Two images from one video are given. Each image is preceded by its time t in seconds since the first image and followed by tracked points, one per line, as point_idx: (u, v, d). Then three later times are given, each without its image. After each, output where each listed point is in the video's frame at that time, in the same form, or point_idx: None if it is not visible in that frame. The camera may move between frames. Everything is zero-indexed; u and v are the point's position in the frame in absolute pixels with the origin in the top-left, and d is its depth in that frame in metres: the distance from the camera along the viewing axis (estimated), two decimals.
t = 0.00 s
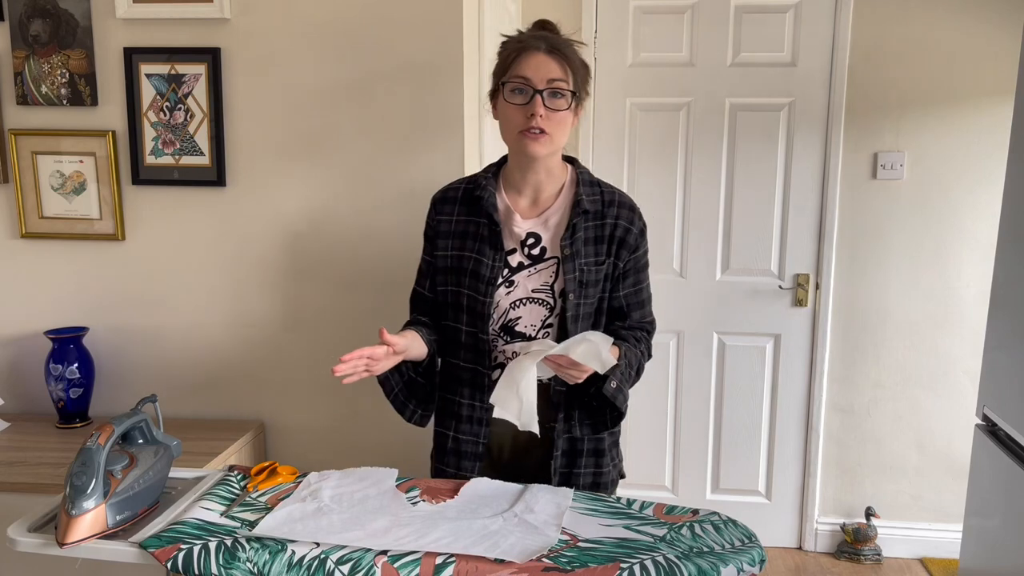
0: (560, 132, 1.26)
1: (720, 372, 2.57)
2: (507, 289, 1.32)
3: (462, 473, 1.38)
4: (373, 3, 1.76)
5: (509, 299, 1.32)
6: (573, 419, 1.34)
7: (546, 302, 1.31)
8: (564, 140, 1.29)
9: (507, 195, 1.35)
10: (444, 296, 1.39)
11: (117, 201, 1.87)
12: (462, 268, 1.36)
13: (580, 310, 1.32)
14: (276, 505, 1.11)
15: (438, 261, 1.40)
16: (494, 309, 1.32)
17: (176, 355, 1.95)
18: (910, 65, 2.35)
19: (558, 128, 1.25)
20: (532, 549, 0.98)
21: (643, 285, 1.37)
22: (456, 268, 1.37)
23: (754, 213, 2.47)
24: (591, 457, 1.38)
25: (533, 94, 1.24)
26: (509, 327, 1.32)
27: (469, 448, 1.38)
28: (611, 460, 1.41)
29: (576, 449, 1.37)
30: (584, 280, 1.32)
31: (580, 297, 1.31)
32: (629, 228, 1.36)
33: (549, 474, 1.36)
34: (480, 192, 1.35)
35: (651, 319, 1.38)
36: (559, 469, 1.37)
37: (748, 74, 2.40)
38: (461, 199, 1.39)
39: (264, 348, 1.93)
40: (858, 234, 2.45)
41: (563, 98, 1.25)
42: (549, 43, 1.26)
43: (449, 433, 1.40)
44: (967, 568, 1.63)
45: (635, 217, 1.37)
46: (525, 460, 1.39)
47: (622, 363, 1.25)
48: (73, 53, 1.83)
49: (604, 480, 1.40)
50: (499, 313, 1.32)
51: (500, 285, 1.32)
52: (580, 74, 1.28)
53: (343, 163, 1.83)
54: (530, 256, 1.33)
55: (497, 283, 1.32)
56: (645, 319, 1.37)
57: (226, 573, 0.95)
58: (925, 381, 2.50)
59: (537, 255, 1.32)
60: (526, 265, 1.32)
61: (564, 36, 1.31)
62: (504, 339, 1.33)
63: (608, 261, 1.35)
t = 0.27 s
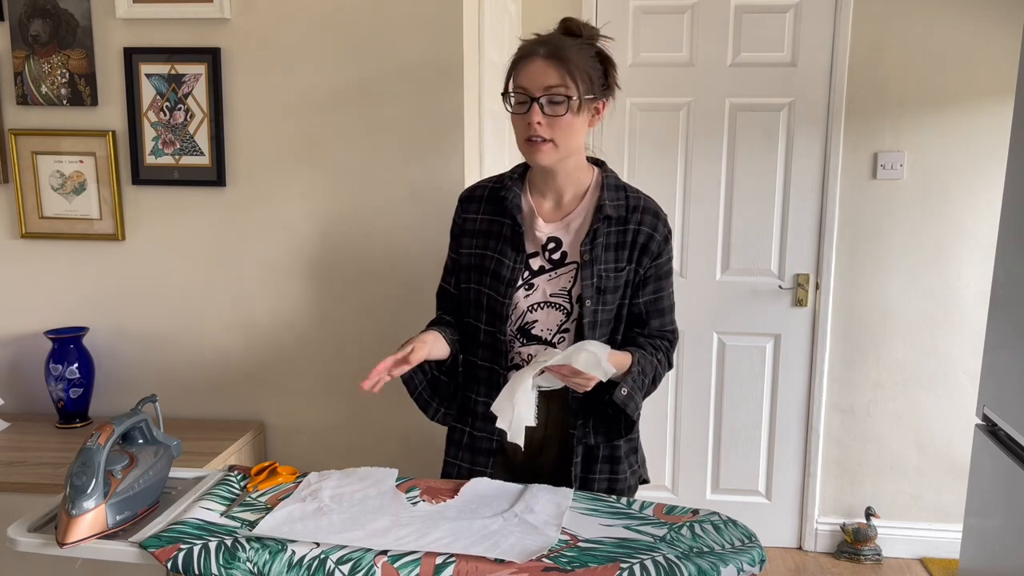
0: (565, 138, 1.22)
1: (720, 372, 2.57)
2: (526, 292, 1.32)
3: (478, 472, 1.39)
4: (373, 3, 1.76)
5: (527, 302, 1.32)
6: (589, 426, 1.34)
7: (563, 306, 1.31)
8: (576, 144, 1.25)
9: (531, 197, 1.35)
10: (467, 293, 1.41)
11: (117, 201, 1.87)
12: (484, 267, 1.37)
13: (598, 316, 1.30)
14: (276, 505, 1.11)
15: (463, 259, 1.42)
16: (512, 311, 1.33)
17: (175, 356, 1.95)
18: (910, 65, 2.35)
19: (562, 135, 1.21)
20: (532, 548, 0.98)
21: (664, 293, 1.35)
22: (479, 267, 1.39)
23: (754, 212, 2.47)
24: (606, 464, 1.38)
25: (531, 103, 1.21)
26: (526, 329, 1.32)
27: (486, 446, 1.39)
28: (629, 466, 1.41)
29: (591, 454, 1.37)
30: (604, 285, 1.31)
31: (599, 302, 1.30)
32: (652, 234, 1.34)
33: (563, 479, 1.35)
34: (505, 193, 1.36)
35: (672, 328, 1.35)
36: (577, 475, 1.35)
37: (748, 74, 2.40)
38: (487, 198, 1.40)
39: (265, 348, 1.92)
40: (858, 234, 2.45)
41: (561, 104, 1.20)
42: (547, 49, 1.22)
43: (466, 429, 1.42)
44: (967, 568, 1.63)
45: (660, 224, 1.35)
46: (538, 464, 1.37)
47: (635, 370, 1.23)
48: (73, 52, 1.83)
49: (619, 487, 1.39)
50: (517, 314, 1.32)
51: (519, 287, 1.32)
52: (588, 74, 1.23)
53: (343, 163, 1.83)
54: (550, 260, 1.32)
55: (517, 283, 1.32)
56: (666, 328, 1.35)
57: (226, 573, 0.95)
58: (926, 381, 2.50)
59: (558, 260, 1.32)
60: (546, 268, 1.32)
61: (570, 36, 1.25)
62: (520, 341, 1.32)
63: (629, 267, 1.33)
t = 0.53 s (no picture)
0: (546, 149, 1.23)
1: (720, 372, 2.57)
2: (527, 291, 1.32)
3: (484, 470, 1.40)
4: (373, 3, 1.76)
5: (529, 301, 1.32)
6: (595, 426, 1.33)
7: (565, 304, 1.31)
8: (560, 151, 1.26)
9: (531, 195, 1.36)
10: (466, 292, 1.40)
11: (117, 201, 1.87)
12: (485, 267, 1.37)
13: (599, 313, 1.31)
14: (276, 505, 1.11)
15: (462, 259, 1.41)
16: (514, 311, 1.33)
17: (175, 356, 1.95)
18: (910, 65, 2.34)
19: (542, 148, 1.23)
20: (533, 549, 0.98)
21: (667, 289, 1.34)
22: (479, 266, 1.38)
23: (754, 212, 2.47)
24: (610, 462, 1.38)
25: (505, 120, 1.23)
26: (528, 328, 1.32)
27: (491, 444, 1.40)
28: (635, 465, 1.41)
29: (596, 452, 1.37)
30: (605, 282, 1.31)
31: (600, 300, 1.30)
32: (654, 230, 1.33)
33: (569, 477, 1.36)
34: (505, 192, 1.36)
35: (676, 325, 1.34)
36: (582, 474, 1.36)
37: (748, 74, 2.40)
38: (487, 197, 1.40)
39: (265, 348, 1.92)
40: (858, 234, 2.45)
41: (531, 119, 1.21)
42: (516, 62, 1.22)
43: (471, 428, 1.42)
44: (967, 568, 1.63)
45: (662, 220, 1.34)
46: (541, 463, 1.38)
47: (636, 364, 1.23)
48: (73, 52, 1.83)
49: (623, 485, 1.40)
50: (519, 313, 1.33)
51: (521, 286, 1.32)
52: (563, 81, 1.22)
53: (342, 163, 1.83)
54: (550, 258, 1.33)
55: (518, 282, 1.32)
56: (670, 325, 1.34)
57: (226, 573, 0.95)
58: (926, 381, 2.50)
59: (558, 258, 1.32)
60: (547, 267, 1.32)
61: (542, 42, 1.24)
62: (523, 340, 1.32)
63: (631, 265, 1.33)
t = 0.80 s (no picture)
0: (516, 147, 1.23)
1: (720, 372, 2.57)
2: (513, 294, 1.32)
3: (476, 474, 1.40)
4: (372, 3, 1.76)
5: (515, 304, 1.32)
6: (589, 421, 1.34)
7: (551, 306, 1.31)
8: (531, 150, 1.25)
9: (511, 197, 1.36)
10: (446, 299, 1.39)
11: (118, 201, 1.87)
12: (468, 272, 1.37)
13: (587, 312, 1.31)
14: (276, 505, 1.11)
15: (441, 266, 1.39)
16: (500, 314, 1.32)
17: (175, 355, 1.95)
18: (910, 65, 2.34)
19: (512, 145, 1.22)
20: (532, 549, 0.98)
21: (653, 284, 1.35)
22: (461, 272, 1.38)
23: (754, 212, 2.47)
24: (603, 459, 1.38)
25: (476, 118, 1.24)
26: (516, 331, 1.32)
27: (481, 450, 1.40)
28: (626, 461, 1.42)
29: (588, 450, 1.37)
30: (592, 281, 1.31)
31: (587, 299, 1.30)
32: (636, 226, 1.34)
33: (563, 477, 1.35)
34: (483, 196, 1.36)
35: (663, 317, 1.35)
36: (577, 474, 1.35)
37: (748, 74, 2.40)
38: (466, 202, 1.39)
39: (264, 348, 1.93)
40: (858, 234, 2.45)
41: (499, 116, 1.21)
42: (485, 60, 1.22)
43: (460, 436, 1.41)
44: (967, 568, 1.63)
45: (642, 215, 1.35)
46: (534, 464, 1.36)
47: (630, 360, 1.23)
48: (73, 52, 1.83)
49: (616, 481, 1.40)
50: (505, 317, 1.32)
51: (506, 289, 1.32)
52: (532, 78, 1.22)
53: (342, 163, 1.83)
54: (534, 260, 1.33)
55: (502, 286, 1.32)
56: (657, 319, 1.34)
57: (227, 573, 0.95)
58: (925, 381, 2.50)
59: (542, 259, 1.32)
60: (531, 268, 1.32)
61: (513, 39, 1.24)
62: (512, 343, 1.32)
63: (616, 262, 1.34)
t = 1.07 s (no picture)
0: (506, 146, 1.23)
1: (720, 372, 2.57)
2: (502, 295, 1.32)
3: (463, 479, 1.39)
4: (372, 3, 1.76)
5: (504, 305, 1.32)
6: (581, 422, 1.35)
7: (540, 307, 1.31)
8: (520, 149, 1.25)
9: (498, 198, 1.36)
10: (435, 302, 1.39)
11: (118, 201, 1.87)
12: (456, 274, 1.37)
13: (577, 312, 1.31)
14: (276, 505, 1.11)
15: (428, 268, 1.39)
16: (490, 316, 1.32)
17: (175, 355, 1.95)
18: (910, 65, 2.34)
19: (501, 144, 1.22)
20: (533, 549, 0.98)
21: (642, 282, 1.35)
22: (449, 274, 1.37)
23: (754, 213, 2.47)
24: (594, 459, 1.38)
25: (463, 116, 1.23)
26: (506, 332, 1.31)
27: (469, 454, 1.38)
28: (617, 461, 1.41)
29: (579, 450, 1.37)
30: (581, 281, 1.31)
31: (576, 299, 1.30)
32: (624, 225, 1.34)
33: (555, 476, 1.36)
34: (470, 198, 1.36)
35: (653, 316, 1.35)
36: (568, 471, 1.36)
37: (749, 74, 2.40)
38: (453, 204, 1.39)
39: (264, 348, 1.92)
40: (858, 234, 2.45)
41: (489, 115, 1.20)
42: (473, 59, 1.22)
43: (447, 441, 1.40)
44: (967, 568, 1.63)
45: (631, 214, 1.35)
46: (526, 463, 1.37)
47: (621, 358, 1.23)
48: (73, 52, 1.83)
49: (608, 481, 1.39)
50: (493, 319, 1.32)
51: (495, 291, 1.32)
52: (522, 77, 1.22)
53: (342, 164, 1.83)
54: (523, 261, 1.33)
55: (491, 287, 1.32)
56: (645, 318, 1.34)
57: (227, 573, 0.95)
58: (925, 381, 2.50)
59: (531, 260, 1.32)
60: (520, 269, 1.32)
61: (499, 38, 1.24)
62: (502, 345, 1.32)
63: (605, 262, 1.33)
